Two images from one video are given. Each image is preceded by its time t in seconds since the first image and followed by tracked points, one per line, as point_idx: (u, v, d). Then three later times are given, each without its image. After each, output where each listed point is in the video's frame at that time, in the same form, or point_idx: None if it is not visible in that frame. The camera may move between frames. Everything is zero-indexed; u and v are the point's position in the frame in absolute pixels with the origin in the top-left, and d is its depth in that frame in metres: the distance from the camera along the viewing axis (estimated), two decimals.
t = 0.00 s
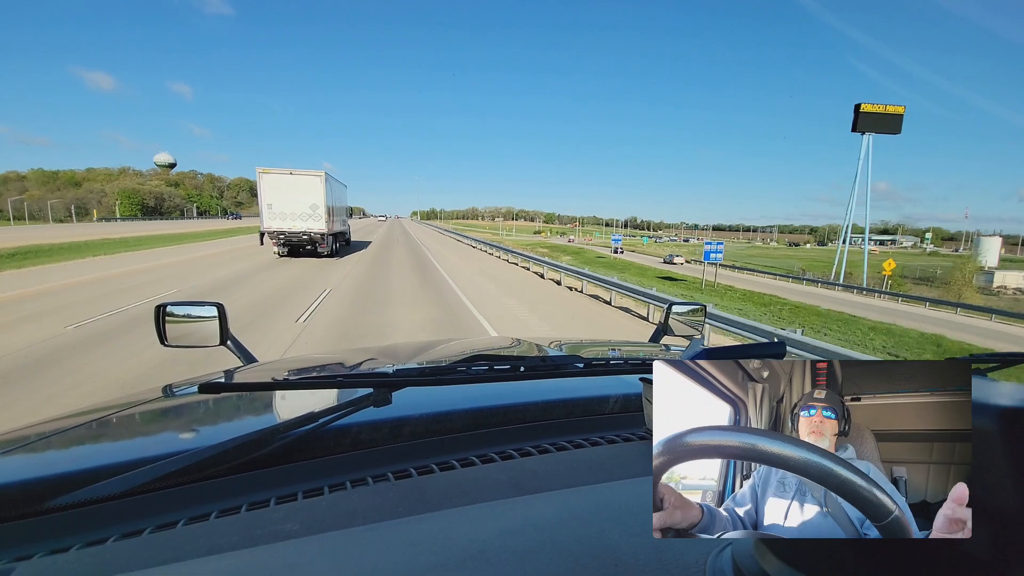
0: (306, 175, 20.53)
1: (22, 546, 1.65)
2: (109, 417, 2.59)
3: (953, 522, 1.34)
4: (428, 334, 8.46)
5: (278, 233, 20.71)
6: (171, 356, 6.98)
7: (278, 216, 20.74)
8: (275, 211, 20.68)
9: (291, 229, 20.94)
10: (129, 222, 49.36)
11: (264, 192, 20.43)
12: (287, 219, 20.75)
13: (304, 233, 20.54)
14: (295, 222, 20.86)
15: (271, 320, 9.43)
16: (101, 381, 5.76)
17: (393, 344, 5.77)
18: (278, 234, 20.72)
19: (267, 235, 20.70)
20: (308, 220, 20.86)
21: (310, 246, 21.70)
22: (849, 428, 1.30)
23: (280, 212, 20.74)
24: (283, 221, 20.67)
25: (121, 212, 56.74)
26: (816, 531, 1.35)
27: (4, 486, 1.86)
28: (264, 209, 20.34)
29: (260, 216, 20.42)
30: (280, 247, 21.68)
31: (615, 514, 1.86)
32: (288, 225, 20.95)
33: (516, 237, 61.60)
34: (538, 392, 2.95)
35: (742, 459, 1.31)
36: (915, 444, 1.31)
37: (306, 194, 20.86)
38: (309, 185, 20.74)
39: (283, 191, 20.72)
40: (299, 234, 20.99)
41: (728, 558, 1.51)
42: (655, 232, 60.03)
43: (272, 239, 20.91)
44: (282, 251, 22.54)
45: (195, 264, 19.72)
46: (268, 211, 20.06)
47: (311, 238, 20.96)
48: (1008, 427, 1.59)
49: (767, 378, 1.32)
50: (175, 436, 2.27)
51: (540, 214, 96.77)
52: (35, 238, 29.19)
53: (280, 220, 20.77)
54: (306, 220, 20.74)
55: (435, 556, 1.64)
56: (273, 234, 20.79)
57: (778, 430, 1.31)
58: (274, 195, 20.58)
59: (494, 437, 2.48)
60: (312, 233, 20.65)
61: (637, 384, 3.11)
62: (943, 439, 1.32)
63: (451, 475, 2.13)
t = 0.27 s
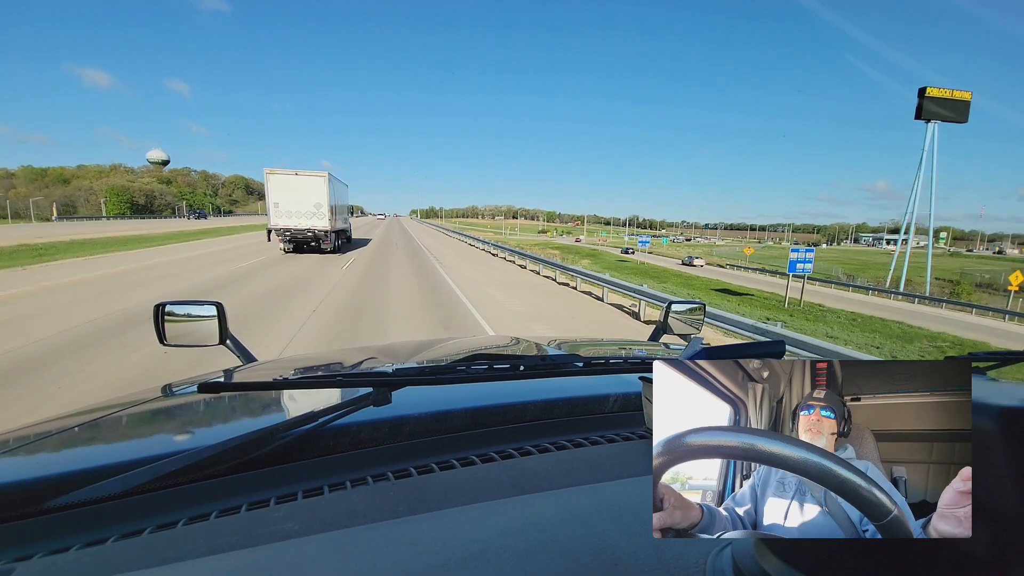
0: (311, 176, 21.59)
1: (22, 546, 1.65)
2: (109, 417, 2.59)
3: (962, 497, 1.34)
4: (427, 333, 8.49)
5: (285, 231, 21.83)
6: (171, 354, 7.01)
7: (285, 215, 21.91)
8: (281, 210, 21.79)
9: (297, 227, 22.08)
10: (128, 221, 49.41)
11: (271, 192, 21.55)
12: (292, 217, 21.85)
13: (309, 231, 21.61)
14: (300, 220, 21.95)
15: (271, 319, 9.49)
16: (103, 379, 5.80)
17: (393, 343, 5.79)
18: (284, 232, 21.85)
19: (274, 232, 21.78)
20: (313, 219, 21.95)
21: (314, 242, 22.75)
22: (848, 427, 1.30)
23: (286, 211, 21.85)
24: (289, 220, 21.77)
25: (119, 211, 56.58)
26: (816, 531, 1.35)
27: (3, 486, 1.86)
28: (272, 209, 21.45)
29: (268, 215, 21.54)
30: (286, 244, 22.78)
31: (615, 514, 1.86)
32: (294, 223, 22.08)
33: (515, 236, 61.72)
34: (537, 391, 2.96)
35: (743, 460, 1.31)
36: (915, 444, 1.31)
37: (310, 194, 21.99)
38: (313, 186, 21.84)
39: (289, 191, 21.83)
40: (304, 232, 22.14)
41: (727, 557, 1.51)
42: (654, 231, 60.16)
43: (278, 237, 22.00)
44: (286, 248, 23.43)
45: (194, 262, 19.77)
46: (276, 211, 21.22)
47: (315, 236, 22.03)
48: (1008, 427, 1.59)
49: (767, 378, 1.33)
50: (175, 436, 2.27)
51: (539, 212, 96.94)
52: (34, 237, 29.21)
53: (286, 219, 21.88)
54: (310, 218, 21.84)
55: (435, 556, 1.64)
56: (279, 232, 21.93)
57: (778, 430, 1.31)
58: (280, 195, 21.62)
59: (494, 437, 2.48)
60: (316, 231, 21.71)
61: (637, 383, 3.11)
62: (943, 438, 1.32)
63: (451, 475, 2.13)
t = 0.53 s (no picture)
0: (317, 181, 22.68)
1: (24, 546, 1.65)
2: (110, 418, 2.59)
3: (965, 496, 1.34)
4: (428, 336, 8.51)
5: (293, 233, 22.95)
6: (173, 356, 7.05)
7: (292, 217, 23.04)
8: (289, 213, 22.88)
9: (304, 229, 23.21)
10: (130, 224, 49.55)
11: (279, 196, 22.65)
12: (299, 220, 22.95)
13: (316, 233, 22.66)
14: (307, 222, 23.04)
15: (272, 320, 9.54)
16: (105, 380, 5.84)
17: (393, 345, 5.82)
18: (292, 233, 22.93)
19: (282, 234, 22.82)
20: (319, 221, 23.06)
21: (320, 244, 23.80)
22: (848, 427, 1.31)
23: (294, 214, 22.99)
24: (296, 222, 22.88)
25: (121, 215, 56.67)
26: (816, 531, 1.35)
27: (5, 487, 1.86)
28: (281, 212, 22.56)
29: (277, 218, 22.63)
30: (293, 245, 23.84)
31: (615, 515, 1.86)
32: (301, 226, 23.20)
33: (516, 238, 61.84)
34: (538, 393, 2.96)
35: (742, 459, 1.31)
36: (914, 444, 1.31)
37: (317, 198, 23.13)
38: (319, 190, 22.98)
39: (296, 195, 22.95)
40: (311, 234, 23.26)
41: (727, 557, 1.51)
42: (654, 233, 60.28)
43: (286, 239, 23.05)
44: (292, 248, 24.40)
45: (196, 265, 19.85)
46: (284, 214, 22.34)
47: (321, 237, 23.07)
48: (1008, 428, 1.59)
49: (766, 378, 1.33)
50: (176, 437, 2.27)
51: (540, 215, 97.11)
52: (37, 240, 29.35)
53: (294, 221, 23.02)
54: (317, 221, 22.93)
55: (435, 557, 1.64)
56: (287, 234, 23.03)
57: (778, 430, 1.31)
58: (288, 199, 22.70)
59: (494, 438, 2.48)
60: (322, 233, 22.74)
61: (637, 385, 3.12)
62: (942, 438, 1.32)
63: (452, 476, 2.13)
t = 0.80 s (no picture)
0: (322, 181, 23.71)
1: (22, 546, 1.65)
2: (109, 417, 2.59)
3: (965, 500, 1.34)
4: (427, 335, 8.50)
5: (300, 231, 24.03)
6: (173, 355, 7.07)
7: (300, 215, 24.17)
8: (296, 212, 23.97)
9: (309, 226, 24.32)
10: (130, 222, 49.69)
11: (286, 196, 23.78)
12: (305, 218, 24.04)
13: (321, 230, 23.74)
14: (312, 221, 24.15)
15: (273, 319, 9.59)
16: (107, 378, 5.88)
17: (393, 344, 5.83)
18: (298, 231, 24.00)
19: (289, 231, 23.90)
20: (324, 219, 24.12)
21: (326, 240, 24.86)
22: (849, 428, 1.30)
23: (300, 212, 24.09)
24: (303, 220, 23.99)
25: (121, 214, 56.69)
26: (818, 532, 1.35)
27: (4, 486, 1.86)
28: (288, 210, 23.62)
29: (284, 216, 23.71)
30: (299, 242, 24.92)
31: (615, 514, 1.86)
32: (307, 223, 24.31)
33: (515, 238, 62.01)
34: (538, 392, 2.96)
35: (743, 460, 1.31)
36: (915, 444, 1.31)
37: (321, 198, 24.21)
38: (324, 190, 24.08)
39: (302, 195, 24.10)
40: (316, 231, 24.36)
41: (727, 557, 1.51)
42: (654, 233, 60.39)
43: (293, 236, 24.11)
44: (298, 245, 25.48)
45: (197, 263, 19.91)
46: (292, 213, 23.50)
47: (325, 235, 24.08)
48: (1009, 429, 1.59)
49: (767, 378, 1.33)
50: (176, 436, 2.27)
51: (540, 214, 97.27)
52: (36, 239, 29.34)
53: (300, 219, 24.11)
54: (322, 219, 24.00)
55: (434, 557, 1.63)
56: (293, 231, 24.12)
57: (779, 431, 1.31)
58: (294, 198, 23.75)
59: (494, 437, 2.48)
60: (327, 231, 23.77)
61: (637, 384, 3.12)
62: (941, 439, 1.32)
63: (451, 476, 2.13)
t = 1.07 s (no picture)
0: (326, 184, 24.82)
1: (23, 546, 1.65)
2: (110, 418, 2.60)
3: (965, 499, 1.34)
4: (428, 335, 8.50)
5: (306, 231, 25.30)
6: (174, 355, 7.10)
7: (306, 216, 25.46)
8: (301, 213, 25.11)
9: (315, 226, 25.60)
10: (132, 223, 49.86)
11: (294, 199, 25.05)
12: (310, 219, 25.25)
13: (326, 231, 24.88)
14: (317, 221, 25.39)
15: (274, 319, 9.63)
16: (108, 378, 5.90)
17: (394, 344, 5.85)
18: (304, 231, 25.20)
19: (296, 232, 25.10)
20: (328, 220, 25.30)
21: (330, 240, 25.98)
22: (848, 427, 1.30)
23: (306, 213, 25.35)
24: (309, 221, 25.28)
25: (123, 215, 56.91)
26: (817, 532, 1.35)
27: (5, 486, 1.86)
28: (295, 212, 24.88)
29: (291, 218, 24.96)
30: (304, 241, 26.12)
31: (615, 514, 1.86)
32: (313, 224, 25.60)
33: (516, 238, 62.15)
34: (538, 393, 2.96)
35: (743, 460, 1.31)
36: (915, 444, 1.31)
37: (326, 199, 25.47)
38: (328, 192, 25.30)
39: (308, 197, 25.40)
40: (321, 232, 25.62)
41: (727, 557, 1.51)
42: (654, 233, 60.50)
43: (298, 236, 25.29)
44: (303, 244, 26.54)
45: (198, 264, 19.98)
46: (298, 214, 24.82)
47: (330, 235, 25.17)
48: (1010, 428, 1.59)
49: (766, 378, 1.33)
50: (177, 436, 2.27)
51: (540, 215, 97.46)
52: (37, 239, 29.38)
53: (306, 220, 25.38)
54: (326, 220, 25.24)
55: (434, 556, 1.63)
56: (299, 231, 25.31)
57: (779, 430, 1.31)
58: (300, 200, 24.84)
59: (494, 438, 2.48)
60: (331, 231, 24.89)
61: (638, 384, 3.12)
62: (942, 438, 1.32)
63: (451, 476, 2.13)
